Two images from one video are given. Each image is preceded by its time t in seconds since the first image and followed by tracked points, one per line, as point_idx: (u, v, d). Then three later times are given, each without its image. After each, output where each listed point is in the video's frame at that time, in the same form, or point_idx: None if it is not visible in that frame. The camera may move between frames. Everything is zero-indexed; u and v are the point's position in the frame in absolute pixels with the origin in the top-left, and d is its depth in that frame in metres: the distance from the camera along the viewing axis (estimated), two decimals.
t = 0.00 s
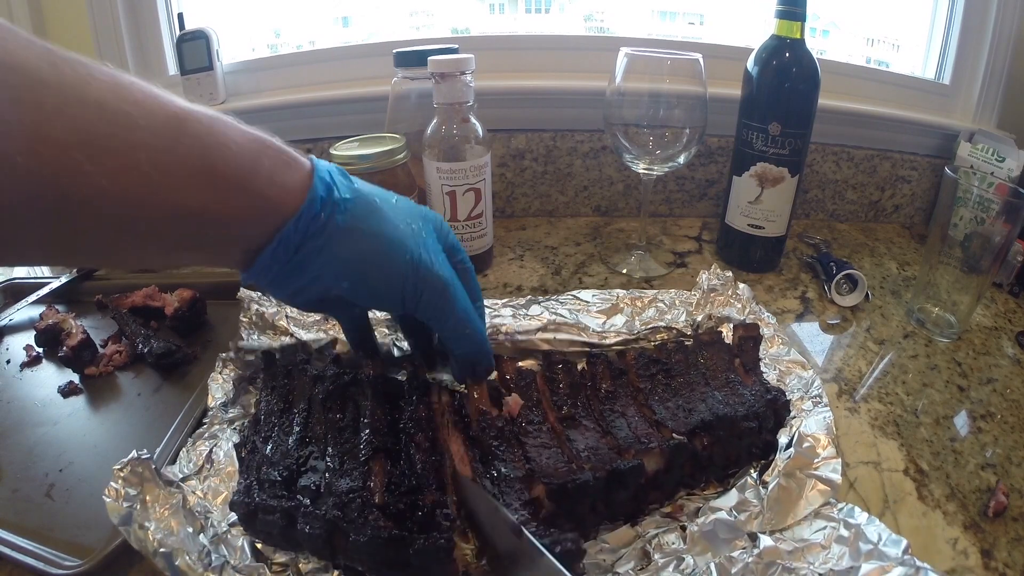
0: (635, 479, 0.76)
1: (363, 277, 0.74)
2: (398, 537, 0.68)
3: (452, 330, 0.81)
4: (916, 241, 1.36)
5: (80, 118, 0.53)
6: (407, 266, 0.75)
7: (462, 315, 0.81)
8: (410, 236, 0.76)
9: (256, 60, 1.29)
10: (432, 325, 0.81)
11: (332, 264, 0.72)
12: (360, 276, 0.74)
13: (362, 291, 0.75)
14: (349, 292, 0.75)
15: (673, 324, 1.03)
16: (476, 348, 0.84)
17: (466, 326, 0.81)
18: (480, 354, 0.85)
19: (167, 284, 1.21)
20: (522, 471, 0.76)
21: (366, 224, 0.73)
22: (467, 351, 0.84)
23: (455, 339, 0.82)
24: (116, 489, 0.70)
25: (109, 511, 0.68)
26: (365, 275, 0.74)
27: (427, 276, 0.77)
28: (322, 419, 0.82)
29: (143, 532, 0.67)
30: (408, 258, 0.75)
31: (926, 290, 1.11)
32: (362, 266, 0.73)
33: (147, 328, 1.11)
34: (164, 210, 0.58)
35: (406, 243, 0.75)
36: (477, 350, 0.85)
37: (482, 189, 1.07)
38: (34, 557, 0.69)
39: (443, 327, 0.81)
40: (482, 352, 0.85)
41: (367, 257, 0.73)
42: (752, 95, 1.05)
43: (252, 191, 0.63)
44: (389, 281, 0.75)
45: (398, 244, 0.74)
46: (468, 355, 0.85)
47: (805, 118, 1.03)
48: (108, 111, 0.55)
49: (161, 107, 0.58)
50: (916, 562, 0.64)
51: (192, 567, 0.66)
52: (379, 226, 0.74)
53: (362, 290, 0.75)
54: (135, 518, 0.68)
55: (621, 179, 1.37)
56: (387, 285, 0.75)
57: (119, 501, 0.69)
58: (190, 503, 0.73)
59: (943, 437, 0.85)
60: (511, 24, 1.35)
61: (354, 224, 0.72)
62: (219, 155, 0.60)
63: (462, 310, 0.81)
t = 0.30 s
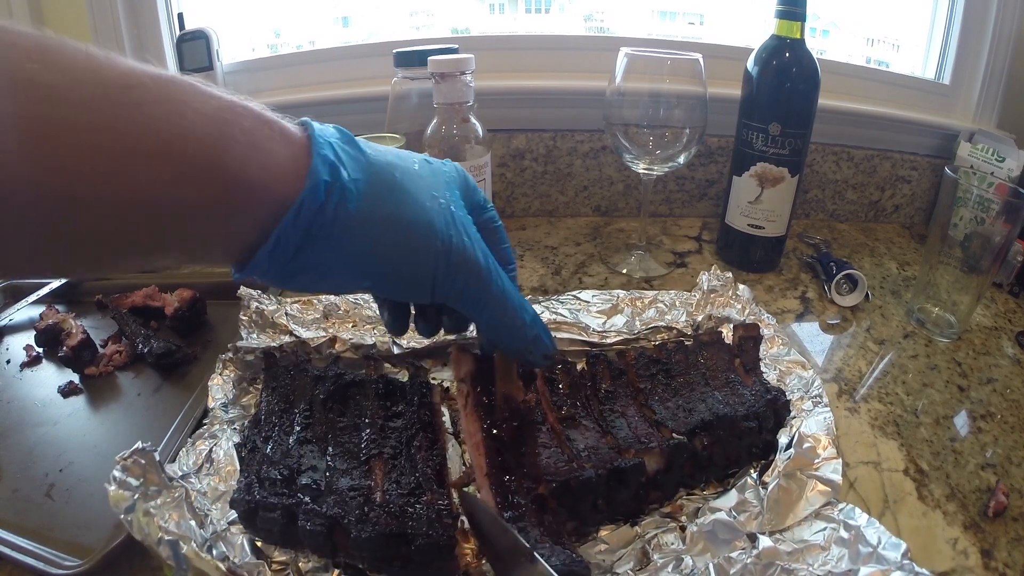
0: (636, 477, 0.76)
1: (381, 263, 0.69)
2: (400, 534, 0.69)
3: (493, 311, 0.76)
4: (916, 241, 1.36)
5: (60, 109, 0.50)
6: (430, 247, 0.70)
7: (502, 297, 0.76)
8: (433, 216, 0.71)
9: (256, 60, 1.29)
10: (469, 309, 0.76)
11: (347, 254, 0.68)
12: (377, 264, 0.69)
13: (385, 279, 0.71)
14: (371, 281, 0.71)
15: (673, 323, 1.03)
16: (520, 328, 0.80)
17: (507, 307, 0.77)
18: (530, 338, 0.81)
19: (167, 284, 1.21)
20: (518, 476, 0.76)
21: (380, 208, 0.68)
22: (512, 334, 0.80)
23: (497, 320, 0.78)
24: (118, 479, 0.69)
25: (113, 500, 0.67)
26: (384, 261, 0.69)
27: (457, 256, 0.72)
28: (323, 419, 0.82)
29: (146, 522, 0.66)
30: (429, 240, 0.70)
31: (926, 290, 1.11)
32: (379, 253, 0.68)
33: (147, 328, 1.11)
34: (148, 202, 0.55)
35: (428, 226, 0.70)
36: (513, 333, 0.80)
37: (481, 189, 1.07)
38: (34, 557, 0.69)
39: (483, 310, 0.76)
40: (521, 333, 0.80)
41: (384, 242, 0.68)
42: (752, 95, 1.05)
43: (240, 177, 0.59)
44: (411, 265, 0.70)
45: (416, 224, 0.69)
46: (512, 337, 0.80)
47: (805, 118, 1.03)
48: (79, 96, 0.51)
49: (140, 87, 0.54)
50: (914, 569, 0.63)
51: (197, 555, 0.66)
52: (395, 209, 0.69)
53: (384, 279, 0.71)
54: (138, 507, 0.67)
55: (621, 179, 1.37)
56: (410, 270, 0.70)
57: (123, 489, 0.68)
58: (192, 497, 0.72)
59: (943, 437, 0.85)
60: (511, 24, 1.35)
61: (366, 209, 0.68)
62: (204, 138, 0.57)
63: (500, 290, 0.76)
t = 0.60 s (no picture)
0: (635, 477, 0.76)
1: (373, 302, 0.55)
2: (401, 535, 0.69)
3: (480, 334, 0.61)
4: (916, 240, 1.36)
5: None
6: (428, 279, 0.56)
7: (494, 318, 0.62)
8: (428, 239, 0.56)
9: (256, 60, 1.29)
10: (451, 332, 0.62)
11: (331, 295, 0.53)
12: (369, 305, 0.55)
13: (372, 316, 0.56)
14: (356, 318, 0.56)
15: (673, 323, 1.03)
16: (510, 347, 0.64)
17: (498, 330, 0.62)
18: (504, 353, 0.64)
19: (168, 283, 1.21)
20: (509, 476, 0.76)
21: (375, 239, 0.53)
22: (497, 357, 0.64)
23: (491, 344, 0.63)
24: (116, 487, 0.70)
25: (109, 507, 0.67)
26: (376, 301, 0.55)
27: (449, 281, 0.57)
28: (323, 420, 0.82)
29: (143, 528, 0.66)
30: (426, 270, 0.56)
31: (926, 290, 1.11)
32: (372, 293, 0.54)
33: (147, 328, 1.11)
34: (154, 229, 0.43)
35: (427, 246, 0.56)
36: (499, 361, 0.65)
37: (481, 189, 1.07)
38: (34, 557, 0.69)
39: (473, 335, 0.61)
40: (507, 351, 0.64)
41: (376, 279, 0.54)
42: (752, 95, 1.05)
43: (226, 178, 0.46)
44: (407, 304, 0.56)
45: (416, 256, 0.55)
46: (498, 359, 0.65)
47: (805, 119, 1.03)
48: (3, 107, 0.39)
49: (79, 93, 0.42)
50: (915, 567, 0.63)
51: (193, 562, 0.66)
52: (390, 237, 0.54)
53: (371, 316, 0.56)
54: (135, 515, 0.67)
55: (621, 179, 1.37)
56: (403, 308, 0.56)
57: (119, 498, 0.68)
58: (190, 502, 0.72)
59: (943, 437, 0.85)
60: (511, 24, 1.35)
61: (353, 242, 0.52)
62: (173, 142, 0.45)
63: (491, 312, 0.61)
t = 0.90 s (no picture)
0: (634, 478, 0.76)
1: (190, 275, 0.54)
2: (401, 536, 0.69)
3: (311, 269, 0.59)
4: (916, 241, 1.36)
5: None
6: (219, 234, 0.54)
7: (319, 252, 0.59)
8: (214, 195, 0.55)
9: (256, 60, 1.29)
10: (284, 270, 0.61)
11: (147, 282, 0.53)
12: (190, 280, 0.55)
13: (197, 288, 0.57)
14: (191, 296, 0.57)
15: (673, 323, 1.03)
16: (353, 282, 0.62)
17: (331, 265, 0.60)
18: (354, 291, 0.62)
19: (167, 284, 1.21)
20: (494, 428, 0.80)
21: (153, 215, 0.52)
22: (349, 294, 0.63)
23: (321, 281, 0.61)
24: (116, 489, 0.70)
25: (109, 511, 0.67)
26: (190, 272, 0.54)
27: (246, 221, 0.57)
28: (323, 420, 0.82)
29: (143, 530, 0.66)
30: (223, 230, 0.55)
31: (926, 290, 1.11)
32: (181, 267, 0.54)
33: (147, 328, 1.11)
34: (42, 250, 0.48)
35: (222, 200, 0.55)
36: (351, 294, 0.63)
37: (481, 189, 1.07)
38: (34, 557, 0.69)
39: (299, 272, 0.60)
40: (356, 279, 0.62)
41: (176, 249, 0.53)
42: (752, 95, 1.05)
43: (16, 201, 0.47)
44: (220, 266, 0.55)
45: (205, 221, 0.54)
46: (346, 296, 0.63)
47: (804, 119, 1.03)
48: None
49: None
50: (915, 565, 0.63)
51: (193, 564, 0.66)
52: (173, 206, 0.53)
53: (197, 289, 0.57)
54: (135, 518, 0.67)
55: (621, 179, 1.37)
56: (220, 269, 0.56)
57: (119, 501, 0.68)
58: (190, 503, 0.72)
59: (943, 437, 0.85)
60: (511, 24, 1.35)
61: (140, 222, 0.51)
62: None
63: (315, 240, 0.59)
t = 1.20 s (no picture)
0: (633, 478, 0.76)
1: (123, 348, 0.64)
2: (401, 536, 0.69)
3: (244, 309, 0.69)
4: (916, 241, 1.36)
5: None
6: (145, 293, 0.64)
7: (244, 287, 0.69)
8: (136, 262, 0.65)
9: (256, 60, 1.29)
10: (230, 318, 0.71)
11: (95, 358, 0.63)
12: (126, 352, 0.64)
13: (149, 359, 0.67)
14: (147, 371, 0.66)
15: (673, 323, 1.03)
16: (282, 308, 0.71)
17: (257, 296, 0.69)
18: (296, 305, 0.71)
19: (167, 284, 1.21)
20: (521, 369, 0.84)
21: (81, 292, 0.63)
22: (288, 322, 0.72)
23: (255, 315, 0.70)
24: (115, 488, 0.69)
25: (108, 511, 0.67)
26: (126, 340, 0.64)
27: (179, 280, 0.67)
28: (324, 420, 0.82)
29: (143, 530, 0.66)
30: (149, 290, 0.64)
31: (926, 290, 1.11)
32: (109, 338, 0.63)
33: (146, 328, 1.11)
34: None
35: (138, 270, 0.65)
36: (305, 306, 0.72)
37: (481, 189, 1.07)
38: (34, 557, 0.69)
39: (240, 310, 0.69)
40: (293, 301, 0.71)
41: (105, 316, 0.63)
42: (752, 95, 1.05)
43: None
44: (144, 330, 0.64)
45: (124, 285, 0.64)
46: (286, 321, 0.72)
47: (804, 119, 1.03)
48: None
49: None
50: (915, 565, 0.64)
51: (194, 565, 0.67)
52: (93, 281, 0.64)
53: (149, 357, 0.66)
54: (135, 518, 0.67)
55: (621, 179, 1.37)
56: (155, 331, 0.65)
57: (118, 500, 0.68)
58: (189, 503, 0.72)
59: (943, 437, 0.85)
60: (511, 24, 1.35)
61: (74, 304, 0.62)
62: None
63: (229, 286, 0.68)
